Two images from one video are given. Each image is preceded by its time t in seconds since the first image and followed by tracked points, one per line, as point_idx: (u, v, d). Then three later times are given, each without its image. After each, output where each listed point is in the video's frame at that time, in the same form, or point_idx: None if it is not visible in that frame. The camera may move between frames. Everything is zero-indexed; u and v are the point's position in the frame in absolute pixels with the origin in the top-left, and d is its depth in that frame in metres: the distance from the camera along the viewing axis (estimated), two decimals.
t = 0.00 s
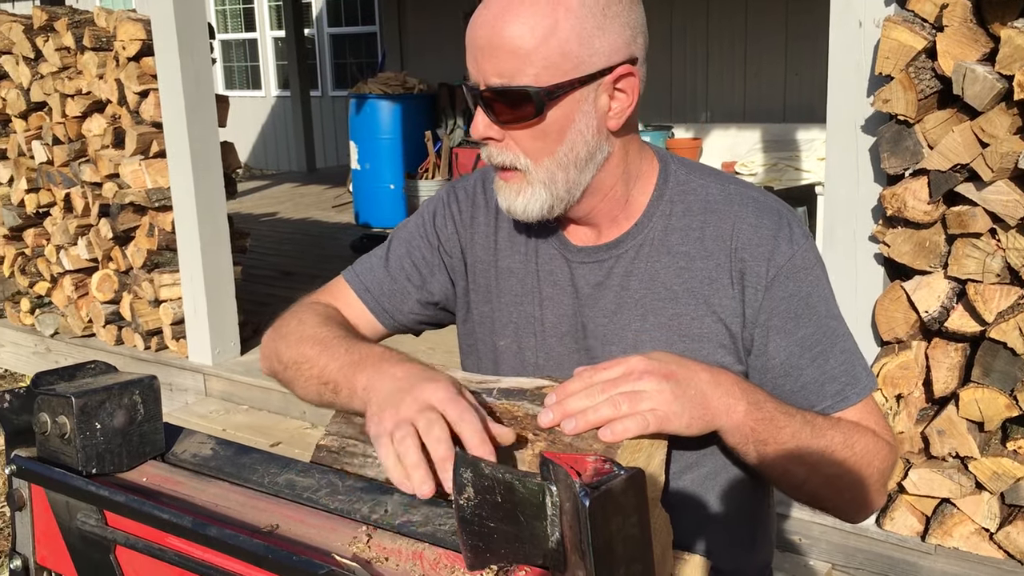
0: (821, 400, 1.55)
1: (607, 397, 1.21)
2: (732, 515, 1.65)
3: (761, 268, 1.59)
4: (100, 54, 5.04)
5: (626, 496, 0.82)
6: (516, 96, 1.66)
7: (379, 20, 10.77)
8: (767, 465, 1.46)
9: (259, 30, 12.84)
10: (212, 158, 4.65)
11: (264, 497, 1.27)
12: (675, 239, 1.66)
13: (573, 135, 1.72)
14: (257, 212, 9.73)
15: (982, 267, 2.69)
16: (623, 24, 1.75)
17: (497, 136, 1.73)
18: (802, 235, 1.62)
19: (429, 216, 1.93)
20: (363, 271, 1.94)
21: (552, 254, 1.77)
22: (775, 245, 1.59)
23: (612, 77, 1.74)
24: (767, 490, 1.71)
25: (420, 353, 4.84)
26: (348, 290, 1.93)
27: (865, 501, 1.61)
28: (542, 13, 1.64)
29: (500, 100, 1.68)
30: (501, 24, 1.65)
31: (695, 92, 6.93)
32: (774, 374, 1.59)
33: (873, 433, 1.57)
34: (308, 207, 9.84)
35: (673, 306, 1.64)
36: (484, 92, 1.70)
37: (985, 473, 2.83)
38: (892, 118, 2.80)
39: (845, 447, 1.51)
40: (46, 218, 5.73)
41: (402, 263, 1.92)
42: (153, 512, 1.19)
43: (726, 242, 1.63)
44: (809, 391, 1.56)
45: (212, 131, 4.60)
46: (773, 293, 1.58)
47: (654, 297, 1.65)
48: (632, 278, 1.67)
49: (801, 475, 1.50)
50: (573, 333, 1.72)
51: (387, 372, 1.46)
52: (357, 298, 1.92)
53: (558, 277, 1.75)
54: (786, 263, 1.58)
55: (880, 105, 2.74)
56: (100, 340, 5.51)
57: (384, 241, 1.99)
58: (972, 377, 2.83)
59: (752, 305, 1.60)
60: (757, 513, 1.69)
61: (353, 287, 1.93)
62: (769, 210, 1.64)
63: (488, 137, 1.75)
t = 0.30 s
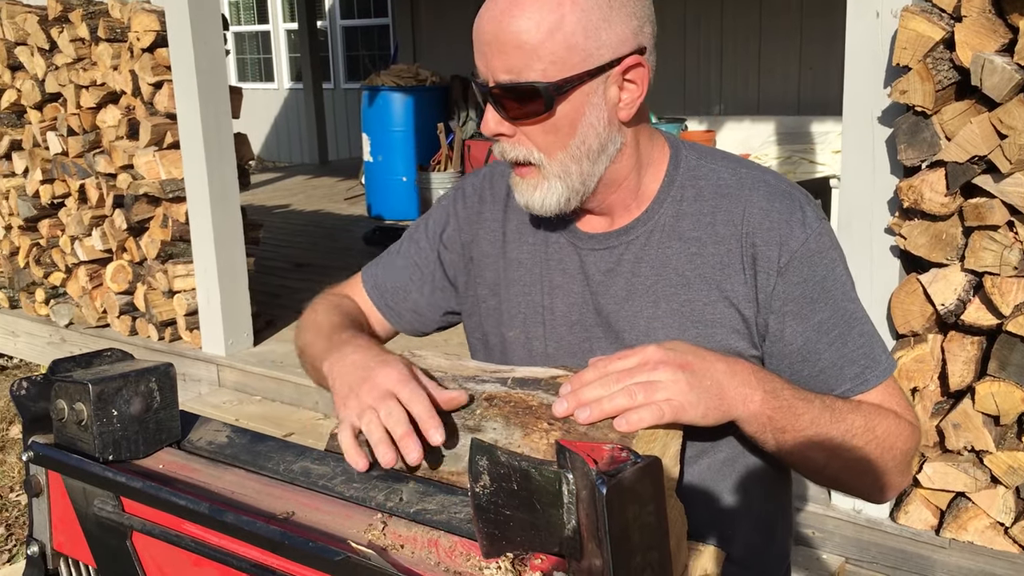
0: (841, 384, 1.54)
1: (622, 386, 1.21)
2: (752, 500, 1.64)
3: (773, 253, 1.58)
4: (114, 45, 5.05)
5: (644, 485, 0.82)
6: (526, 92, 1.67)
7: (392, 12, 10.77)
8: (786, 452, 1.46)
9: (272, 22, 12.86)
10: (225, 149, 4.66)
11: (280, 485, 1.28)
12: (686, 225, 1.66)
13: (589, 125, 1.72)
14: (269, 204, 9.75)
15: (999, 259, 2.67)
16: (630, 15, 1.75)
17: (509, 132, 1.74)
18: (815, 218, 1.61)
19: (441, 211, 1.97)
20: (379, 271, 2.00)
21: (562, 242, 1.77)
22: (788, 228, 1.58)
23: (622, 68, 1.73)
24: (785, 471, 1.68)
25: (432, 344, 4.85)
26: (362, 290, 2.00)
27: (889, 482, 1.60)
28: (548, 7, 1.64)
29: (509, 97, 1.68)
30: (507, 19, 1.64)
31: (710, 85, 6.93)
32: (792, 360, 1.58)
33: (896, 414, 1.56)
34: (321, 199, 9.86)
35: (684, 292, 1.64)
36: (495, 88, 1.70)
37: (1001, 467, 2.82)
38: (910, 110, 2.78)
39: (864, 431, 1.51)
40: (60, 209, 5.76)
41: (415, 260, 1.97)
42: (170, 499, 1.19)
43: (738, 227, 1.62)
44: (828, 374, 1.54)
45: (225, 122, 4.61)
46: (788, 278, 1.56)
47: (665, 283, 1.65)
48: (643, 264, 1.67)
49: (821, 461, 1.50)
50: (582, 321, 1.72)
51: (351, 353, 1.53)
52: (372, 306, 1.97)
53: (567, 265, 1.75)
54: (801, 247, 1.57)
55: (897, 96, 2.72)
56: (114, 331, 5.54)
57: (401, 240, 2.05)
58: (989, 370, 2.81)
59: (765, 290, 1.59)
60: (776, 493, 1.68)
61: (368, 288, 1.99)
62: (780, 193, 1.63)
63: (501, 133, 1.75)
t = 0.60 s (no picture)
0: (855, 383, 1.53)
1: (640, 383, 1.19)
2: (762, 498, 1.64)
3: (790, 250, 1.57)
4: (126, 44, 5.07)
5: (655, 487, 0.82)
6: (541, 82, 1.67)
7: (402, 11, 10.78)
8: (802, 452, 1.46)
9: (283, 21, 12.89)
10: (236, 147, 4.67)
11: (290, 484, 1.28)
12: (703, 222, 1.66)
13: (604, 115, 1.71)
14: (280, 202, 9.77)
15: (1012, 262, 2.64)
16: (646, 7, 1.74)
17: (526, 122, 1.74)
18: (832, 217, 1.60)
19: (461, 214, 1.99)
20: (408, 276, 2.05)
21: (578, 240, 1.77)
22: (805, 226, 1.57)
23: (636, 60, 1.72)
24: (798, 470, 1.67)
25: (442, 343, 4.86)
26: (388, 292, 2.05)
27: (904, 480, 1.60)
28: None
29: (525, 89, 1.69)
30: (522, 12, 1.65)
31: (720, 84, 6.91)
32: (807, 358, 1.57)
33: (910, 414, 1.55)
34: (330, 197, 9.87)
35: (701, 289, 1.63)
36: (510, 79, 1.70)
37: (1013, 469, 2.80)
38: (923, 110, 2.76)
39: (878, 431, 1.50)
40: (72, 206, 5.77)
41: (438, 261, 2.01)
42: (181, 497, 1.20)
43: (755, 224, 1.61)
44: (843, 373, 1.54)
45: (237, 120, 4.62)
46: (804, 275, 1.56)
47: (682, 280, 1.65)
48: (659, 261, 1.67)
49: (836, 460, 1.50)
50: (597, 318, 1.72)
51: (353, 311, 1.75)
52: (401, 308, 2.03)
53: (583, 263, 1.75)
54: (818, 245, 1.56)
55: (909, 96, 2.71)
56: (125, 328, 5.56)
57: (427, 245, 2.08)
58: (1001, 372, 2.80)
59: (781, 287, 1.58)
60: (788, 491, 1.67)
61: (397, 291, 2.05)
62: (799, 192, 1.63)
63: (518, 124, 1.76)
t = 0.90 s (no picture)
0: (860, 382, 1.53)
1: (647, 384, 1.19)
2: (764, 496, 1.64)
3: (803, 246, 1.58)
4: (130, 46, 5.07)
5: (657, 491, 0.82)
6: (569, 74, 1.65)
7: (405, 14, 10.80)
8: (807, 456, 1.45)
9: (287, 23, 12.91)
10: (240, 149, 4.68)
11: (292, 487, 1.28)
12: (716, 219, 1.66)
13: (628, 106, 1.71)
14: (283, 204, 9.78)
15: (1015, 266, 2.64)
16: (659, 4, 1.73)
17: (549, 115, 1.72)
18: (844, 216, 1.61)
19: (468, 213, 1.99)
20: (413, 277, 2.05)
21: (588, 238, 1.77)
22: (819, 223, 1.59)
23: (657, 52, 1.73)
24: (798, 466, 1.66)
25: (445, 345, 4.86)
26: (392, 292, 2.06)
27: (905, 484, 1.60)
28: None
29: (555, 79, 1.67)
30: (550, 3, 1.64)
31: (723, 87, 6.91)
32: (815, 354, 1.58)
33: (909, 420, 1.55)
34: (334, 200, 9.87)
35: (714, 285, 1.64)
36: (534, 72, 1.68)
37: (1015, 474, 2.80)
38: (926, 114, 2.75)
39: (881, 433, 1.50)
40: (75, 208, 5.78)
41: (444, 261, 2.00)
42: (182, 500, 1.20)
43: (768, 221, 1.62)
44: (848, 371, 1.54)
45: (240, 122, 4.63)
46: (816, 272, 1.57)
47: (695, 277, 1.65)
48: (672, 258, 1.67)
49: (841, 463, 1.49)
50: (608, 315, 1.71)
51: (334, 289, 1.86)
52: (402, 304, 2.06)
53: (594, 261, 1.75)
54: (830, 242, 1.57)
55: (914, 100, 2.70)
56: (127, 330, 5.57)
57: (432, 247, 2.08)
58: (1004, 377, 2.79)
59: (794, 283, 1.59)
60: (788, 487, 1.67)
61: (402, 292, 2.05)
62: (812, 190, 1.64)
63: (540, 117, 1.73)
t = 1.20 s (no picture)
0: (865, 379, 1.54)
1: (657, 385, 1.21)
2: (766, 497, 1.64)
3: (809, 246, 1.60)
4: (132, 47, 5.07)
5: (662, 494, 0.81)
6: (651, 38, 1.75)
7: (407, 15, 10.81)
8: (814, 456, 1.45)
9: (288, 26, 12.93)
10: (242, 150, 4.68)
11: (295, 490, 1.27)
12: (721, 222, 1.68)
13: (676, 89, 1.83)
14: (284, 206, 9.78)
15: (1019, 269, 2.63)
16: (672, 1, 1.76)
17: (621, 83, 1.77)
18: (847, 214, 1.65)
19: (461, 229, 1.97)
20: (409, 299, 2.04)
21: (590, 246, 1.77)
22: (823, 222, 1.61)
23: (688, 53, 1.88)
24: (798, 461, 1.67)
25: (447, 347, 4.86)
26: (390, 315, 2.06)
27: (910, 479, 1.61)
28: None
29: (632, 45, 1.75)
30: None
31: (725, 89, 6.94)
32: (822, 353, 1.59)
33: (913, 416, 1.56)
34: (335, 202, 9.88)
35: (722, 289, 1.64)
36: (615, 36, 1.75)
37: (1019, 477, 2.80)
38: (929, 117, 2.75)
39: (886, 432, 1.50)
40: (77, 210, 5.78)
41: (440, 278, 1.99)
42: (185, 503, 1.19)
43: (774, 222, 1.64)
44: (854, 368, 1.55)
45: (242, 124, 4.63)
46: (822, 271, 1.58)
47: (703, 281, 1.65)
48: (679, 263, 1.67)
49: (846, 463, 1.49)
50: (613, 325, 1.69)
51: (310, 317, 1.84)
52: (398, 326, 2.06)
53: (597, 270, 1.74)
54: (835, 241, 1.60)
55: (916, 103, 2.70)
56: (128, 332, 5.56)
57: (424, 269, 2.06)
58: (1007, 380, 2.79)
59: (801, 284, 1.60)
60: (789, 483, 1.67)
61: (398, 313, 2.05)
62: (815, 190, 1.67)
63: (610, 84, 1.77)
